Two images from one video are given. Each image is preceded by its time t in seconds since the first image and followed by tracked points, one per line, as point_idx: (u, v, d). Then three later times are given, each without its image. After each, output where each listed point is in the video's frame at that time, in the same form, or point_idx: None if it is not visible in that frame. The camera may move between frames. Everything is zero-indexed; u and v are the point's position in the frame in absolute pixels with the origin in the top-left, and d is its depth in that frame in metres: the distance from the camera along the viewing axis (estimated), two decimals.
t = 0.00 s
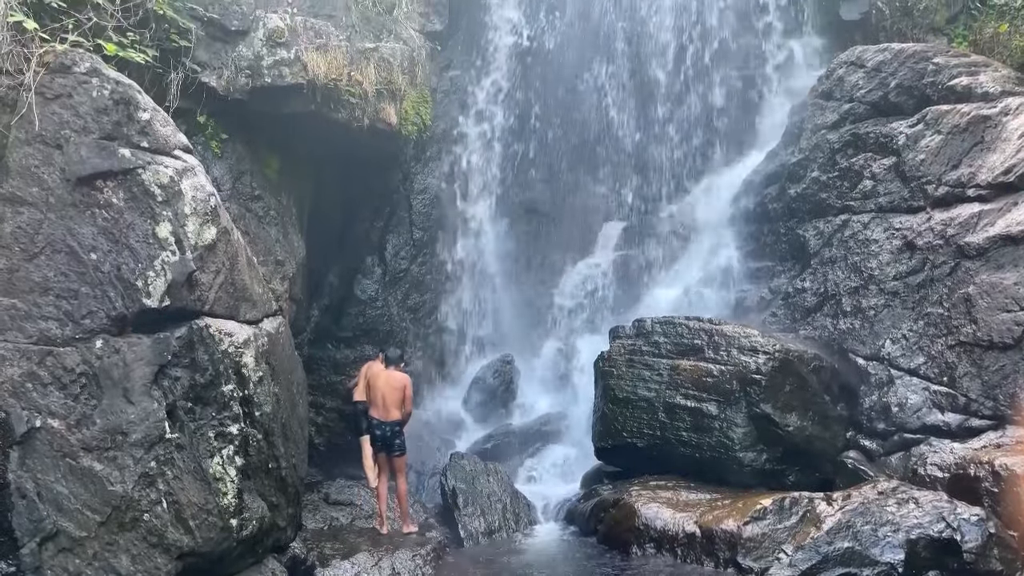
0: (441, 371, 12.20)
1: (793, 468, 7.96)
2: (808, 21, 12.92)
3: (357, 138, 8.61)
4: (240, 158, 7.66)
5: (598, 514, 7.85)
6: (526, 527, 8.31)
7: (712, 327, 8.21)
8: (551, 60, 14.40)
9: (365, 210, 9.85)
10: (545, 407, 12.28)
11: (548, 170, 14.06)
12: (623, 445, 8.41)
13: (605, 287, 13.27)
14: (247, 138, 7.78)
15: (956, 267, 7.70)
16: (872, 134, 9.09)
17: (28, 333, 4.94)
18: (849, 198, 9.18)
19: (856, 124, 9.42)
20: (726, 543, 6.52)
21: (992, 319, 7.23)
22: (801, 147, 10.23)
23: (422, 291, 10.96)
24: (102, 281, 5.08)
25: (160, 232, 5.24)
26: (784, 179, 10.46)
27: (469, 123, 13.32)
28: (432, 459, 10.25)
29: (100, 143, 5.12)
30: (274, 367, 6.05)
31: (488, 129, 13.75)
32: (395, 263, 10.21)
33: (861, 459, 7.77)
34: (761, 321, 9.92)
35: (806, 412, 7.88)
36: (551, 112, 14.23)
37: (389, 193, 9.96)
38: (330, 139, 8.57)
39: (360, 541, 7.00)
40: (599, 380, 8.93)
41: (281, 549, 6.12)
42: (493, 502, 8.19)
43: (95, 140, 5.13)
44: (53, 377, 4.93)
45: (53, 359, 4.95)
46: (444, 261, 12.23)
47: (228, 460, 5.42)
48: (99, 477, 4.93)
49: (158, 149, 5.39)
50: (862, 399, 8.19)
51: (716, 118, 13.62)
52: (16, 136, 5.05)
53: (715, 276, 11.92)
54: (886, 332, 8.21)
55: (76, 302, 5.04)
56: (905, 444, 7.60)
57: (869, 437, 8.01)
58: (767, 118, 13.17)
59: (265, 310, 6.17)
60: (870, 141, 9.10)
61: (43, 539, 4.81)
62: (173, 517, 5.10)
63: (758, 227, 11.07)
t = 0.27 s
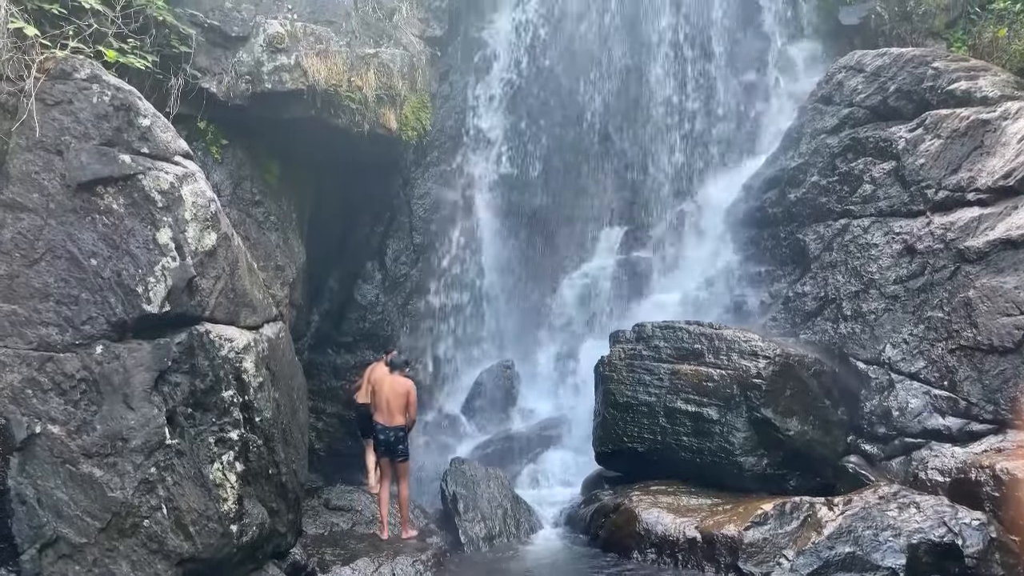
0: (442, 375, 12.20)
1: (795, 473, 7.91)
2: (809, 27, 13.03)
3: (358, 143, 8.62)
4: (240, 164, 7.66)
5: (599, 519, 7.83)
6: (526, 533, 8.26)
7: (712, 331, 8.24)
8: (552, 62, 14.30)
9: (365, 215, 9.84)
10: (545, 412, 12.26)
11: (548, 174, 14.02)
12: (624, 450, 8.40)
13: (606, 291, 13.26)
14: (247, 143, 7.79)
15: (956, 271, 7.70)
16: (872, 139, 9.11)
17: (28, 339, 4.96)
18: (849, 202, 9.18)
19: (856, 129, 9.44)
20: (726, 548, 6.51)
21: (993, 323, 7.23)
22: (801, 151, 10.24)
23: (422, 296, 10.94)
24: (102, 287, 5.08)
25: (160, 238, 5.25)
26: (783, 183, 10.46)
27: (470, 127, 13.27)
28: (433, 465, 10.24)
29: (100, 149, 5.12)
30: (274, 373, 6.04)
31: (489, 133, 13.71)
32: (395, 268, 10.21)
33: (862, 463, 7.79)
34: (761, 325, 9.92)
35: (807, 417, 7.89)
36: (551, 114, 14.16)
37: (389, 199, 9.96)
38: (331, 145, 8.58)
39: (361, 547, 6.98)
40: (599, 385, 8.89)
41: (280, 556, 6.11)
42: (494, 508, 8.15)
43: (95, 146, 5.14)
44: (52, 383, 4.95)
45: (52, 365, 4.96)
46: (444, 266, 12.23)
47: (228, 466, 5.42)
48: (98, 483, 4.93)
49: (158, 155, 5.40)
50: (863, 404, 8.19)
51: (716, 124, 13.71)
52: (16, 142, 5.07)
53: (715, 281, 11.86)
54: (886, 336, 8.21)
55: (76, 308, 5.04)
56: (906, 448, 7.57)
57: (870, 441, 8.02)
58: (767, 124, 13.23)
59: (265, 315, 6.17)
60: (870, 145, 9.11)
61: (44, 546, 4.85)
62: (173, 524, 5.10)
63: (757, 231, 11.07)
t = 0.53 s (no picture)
0: (441, 379, 12.25)
1: (795, 477, 7.89)
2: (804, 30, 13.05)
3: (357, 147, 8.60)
4: (240, 168, 7.66)
5: (598, 524, 7.82)
6: (526, 538, 8.22)
7: (712, 336, 8.25)
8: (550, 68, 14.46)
9: (365, 219, 9.82)
10: (545, 416, 12.23)
11: (547, 178, 14.09)
12: (624, 455, 8.39)
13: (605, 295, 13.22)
14: (246, 148, 7.78)
15: (956, 275, 7.70)
16: (871, 142, 9.11)
17: (28, 344, 4.98)
18: (848, 206, 9.18)
19: (855, 132, 9.44)
20: (726, 551, 6.49)
21: (993, 327, 7.25)
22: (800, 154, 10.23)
23: (422, 300, 10.94)
24: (101, 292, 5.09)
25: (160, 242, 5.23)
26: (783, 187, 10.46)
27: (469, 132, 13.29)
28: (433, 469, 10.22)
29: (100, 154, 5.13)
30: (274, 377, 6.02)
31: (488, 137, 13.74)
32: (395, 272, 10.20)
33: (863, 467, 7.82)
34: (761, 329, 9.92)
35: (807, 421, 7.88)
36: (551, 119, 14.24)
37: (389, 203, 9.94)
38: (330, 148, 8.57)
39: (361, 552, 6.97)
40: (599, 389, 8.89)
41: (280, 561, 6.10)
42: (493, 512, 8.15)
43: (95, 151, 5.15)
44: (52, 388, 4.96)
45: (52, 370, 4.98)
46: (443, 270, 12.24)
47: (228, 471, 5.39)
48: (98, 488, 4.95)
49: (158, 159, 5.39)
50: (863, 408, 8.18)
51: (715, 127, 13.66)
52: (16, 148, 5.11)
53: (714, 285, 11.88)
54: (886, 340, 8.20)
55: (76, 312, 5.06)
56: (906, 452, 7.61)
57: (870, 445, 8.03)
58: (766, 127, 13.20)
59: (265, 319, 6.16)
60: (869, 149, 9.11)
61: (43, 551, 4.86)
62: (173, 529, 5.11)
63: (757, 235, 11.07)
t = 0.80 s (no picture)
0: (441, 382, 12.26)
1: (794, 480, 7.90)
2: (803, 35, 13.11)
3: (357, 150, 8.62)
4: (240, 171, 7.67)
5: (598, 528, 7.81)
6: (526, 541, 8.22)
7: (712, 339, 8.22)
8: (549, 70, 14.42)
9: (365, 222, 9.84)
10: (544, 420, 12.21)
11: (547, 181, 14.10)
12: (624, 458, 8.43)
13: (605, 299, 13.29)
14: (246, 151, 7.78)
15: (955, 278, 7.70)
16: (870, 146, 9.11)
17: (28, 348, 4.97)
18: (848, 209, 9.17)
19: (854, 136, 9.44)
20: (726, 556, 6.46)
21: (992, 330, 7.27)
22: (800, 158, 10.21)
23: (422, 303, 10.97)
24: (100, 295, 5.09)
25: (160, 245, 5.24)
26: (783, 190, 10.45)
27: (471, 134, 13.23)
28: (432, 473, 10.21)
29: (100, 158, 5.14)
30: (274, 381, 6.03)
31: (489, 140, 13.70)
32: (394, 275, 10.21)
33: (862, 470, 7.82)
34: (761, 332, 9.91)
35: (807, 425, 7.86)
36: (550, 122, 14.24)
37: (388, 207, 9.96)
38: (330, 151, 8.58)
39: (360, 556, 6.96)
40: (599, 393, 8.94)
41: (279, 564, 6.09)
42: (493, 516, 8.14)
43: (95, 154, 5.16)
44: (51, 392, 4.96)
45: (51, 374, 4.98)
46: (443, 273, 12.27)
47: (227, 474, 5.40)
48: (97, 492, 4.95)
49: (157, 163, 5.40)
50: (863, 411, 8.18)
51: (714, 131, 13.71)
52: (15, 151, 5.10)
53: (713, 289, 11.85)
54: (886, 343, 8.19)
55: (75, 316, 5.06)
56: (906, 456, 7.58)
57: (870, 449, 8.01)
58: (765, 130, 13.22)
59: (264, 323, 6.16)
60: (869, 152, 9.10)
61: (43, 555, 4.85)
62: (172, 533, 5.10)
63: (757, 238, 11.07)
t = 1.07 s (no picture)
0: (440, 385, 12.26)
1: (794, 483, 7.89)
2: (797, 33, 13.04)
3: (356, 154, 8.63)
4: (240, 175, 7.68)
5: (598, 531, 7.81)
6: (526, 545, 8.21)
7: (711, 342, 8.26)
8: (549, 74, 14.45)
9: (365, 226, 9.86)
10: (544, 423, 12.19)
11: (546, 184, 14.11)
12: (624, 462, 8.36)
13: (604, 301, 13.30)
14: (246, 154, 7.80)
15: (955, 281, 7.74)
16: (870, 149, 9.10)
17: (27, 351, 4.97)
18: (848, 213, 9.16)
19: (854, 138, 9.44)
20: (726, 559, 6.48)
21: (992, 333, 7.30)
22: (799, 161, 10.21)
23: (422, 306, 10.99)
24: (100, 298, 5.09)
25: (160, 248, 5.25)
26: (782, 193, 10.43)
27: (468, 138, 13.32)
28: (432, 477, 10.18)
29: (100, 161, 5.14)
30: (273, 384, 6.03)
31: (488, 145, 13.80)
32: (394, 278, 10.22)
33: (862, 473, 7.78)
34: (761, 335, 9.89)
35: (807, 428, 7.87)
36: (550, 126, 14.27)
37: (388, 210, 9.97)
38: (329, 155, 8.59)
39: (360, 559, 6.95)
40: (599, 397, 8.86)
41: (279, 568, 6.08)
42: (492, 519, 8.14)
43: (95, 157, 5.16)
44: (50, 395, 4.96)
45: (51, 377, 4.97)
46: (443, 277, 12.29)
47: (227, 478, 5.40)
48: (96, 495, 4.95)
49: (157, 166, 5.40)
50: (863, 414, 8.16)
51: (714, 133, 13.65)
52: (15, 154, 5.10)
53: (713, 292, 11.83)
54: (886, 346, 8.18)
55: (75, 319, 5.05)
56: (906, 459, 7.57)
57: (870, 452, 7.99)
58: (764, 133, 13.22)
59: (264, 326, 6.16)
60: (868, 155, 9.10)
61: (41, 558, 4.84)
62: (171, 536, 5.10)
63: (756, 241, 11.06)
